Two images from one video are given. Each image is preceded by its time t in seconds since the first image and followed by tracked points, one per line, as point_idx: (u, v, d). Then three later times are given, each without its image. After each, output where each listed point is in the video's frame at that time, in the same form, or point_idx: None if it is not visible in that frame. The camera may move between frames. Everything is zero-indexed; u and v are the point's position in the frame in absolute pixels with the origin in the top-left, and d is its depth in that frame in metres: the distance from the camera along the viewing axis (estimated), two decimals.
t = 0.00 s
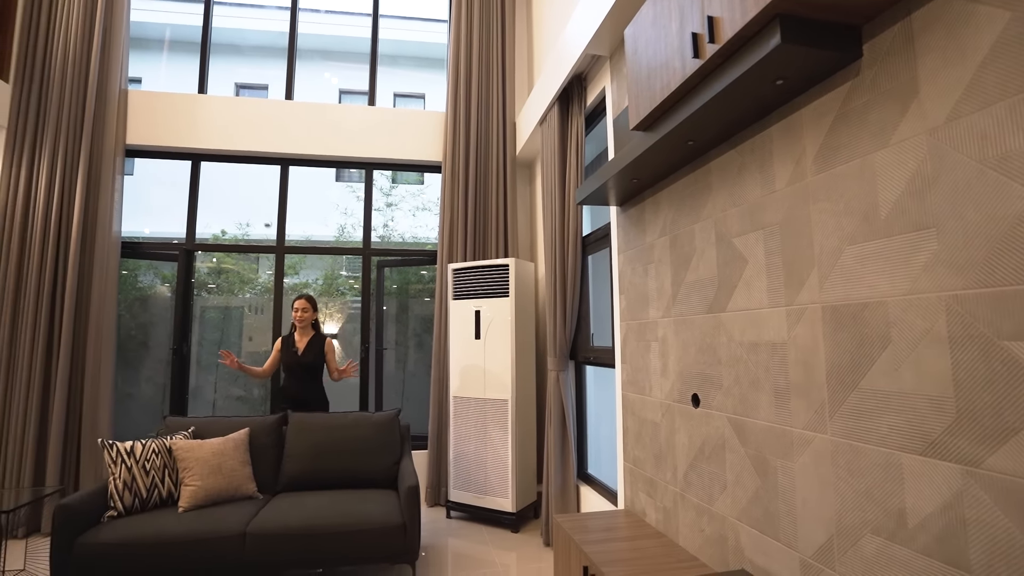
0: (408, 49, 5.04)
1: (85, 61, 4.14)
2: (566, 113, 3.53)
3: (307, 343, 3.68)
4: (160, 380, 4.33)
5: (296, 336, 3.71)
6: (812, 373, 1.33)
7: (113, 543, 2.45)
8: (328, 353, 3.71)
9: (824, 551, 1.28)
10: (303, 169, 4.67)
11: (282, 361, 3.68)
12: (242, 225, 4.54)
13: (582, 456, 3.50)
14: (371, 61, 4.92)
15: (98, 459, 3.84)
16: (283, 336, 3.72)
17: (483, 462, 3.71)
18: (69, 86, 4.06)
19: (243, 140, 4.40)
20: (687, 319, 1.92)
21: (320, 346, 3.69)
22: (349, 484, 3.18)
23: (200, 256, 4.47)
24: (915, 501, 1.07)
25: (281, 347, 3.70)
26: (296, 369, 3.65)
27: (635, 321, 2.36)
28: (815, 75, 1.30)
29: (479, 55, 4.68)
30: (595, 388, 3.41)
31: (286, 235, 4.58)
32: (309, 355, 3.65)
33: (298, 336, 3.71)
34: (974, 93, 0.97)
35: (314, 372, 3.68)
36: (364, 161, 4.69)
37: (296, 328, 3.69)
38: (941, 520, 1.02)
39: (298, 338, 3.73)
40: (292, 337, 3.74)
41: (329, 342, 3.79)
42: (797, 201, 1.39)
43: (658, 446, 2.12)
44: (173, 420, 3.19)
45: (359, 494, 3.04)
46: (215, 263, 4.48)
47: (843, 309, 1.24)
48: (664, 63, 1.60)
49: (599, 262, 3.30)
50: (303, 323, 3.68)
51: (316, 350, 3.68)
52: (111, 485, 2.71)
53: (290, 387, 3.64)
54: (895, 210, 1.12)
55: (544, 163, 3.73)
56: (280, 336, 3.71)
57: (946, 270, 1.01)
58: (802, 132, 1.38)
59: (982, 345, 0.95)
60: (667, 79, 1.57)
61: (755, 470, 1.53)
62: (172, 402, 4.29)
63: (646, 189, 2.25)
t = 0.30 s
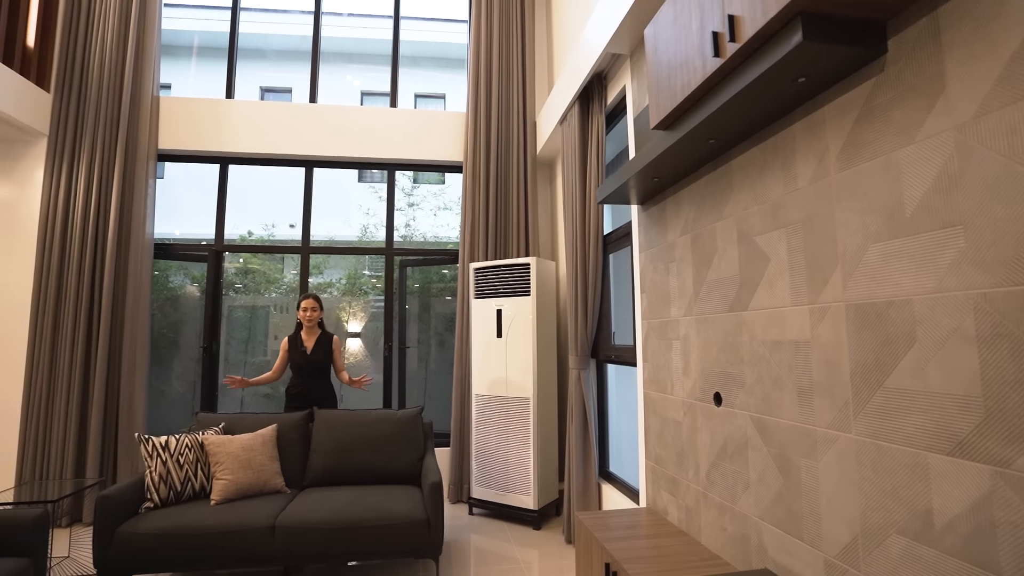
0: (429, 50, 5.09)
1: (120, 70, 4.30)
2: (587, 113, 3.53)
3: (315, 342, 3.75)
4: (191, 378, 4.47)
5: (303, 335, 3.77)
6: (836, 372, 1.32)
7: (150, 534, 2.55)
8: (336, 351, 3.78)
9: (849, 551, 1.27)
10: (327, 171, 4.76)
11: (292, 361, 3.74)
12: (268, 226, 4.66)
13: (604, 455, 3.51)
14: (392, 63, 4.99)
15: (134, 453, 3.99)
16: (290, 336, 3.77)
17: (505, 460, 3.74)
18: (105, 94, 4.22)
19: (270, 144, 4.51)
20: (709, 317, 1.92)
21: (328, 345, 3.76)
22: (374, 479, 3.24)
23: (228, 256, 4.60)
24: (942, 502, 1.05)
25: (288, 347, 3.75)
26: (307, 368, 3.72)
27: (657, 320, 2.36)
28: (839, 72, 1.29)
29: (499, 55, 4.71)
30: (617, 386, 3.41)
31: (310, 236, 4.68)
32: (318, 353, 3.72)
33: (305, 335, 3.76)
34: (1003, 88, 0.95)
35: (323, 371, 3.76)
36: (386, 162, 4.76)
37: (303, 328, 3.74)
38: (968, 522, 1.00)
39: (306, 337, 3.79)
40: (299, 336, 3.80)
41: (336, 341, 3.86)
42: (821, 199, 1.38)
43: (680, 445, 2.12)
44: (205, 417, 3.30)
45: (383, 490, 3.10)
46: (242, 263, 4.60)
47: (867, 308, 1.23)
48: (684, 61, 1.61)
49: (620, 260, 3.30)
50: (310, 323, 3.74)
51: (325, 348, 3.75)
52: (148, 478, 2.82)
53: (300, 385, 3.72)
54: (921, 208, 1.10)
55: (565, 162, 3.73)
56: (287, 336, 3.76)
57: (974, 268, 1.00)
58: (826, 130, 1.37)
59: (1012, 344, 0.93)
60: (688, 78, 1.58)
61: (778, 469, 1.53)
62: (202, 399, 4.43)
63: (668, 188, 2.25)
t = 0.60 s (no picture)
0: (448, 52, 5.14)
1: (151, 78, 4.44)
2: (606, 112, 3.53)
3: (333, 341, 3.82)
4: (219, 376, 4.61)
5: (321, 335, 3.84)
6: (859, 371, 1.31)
7: (183, 526, 2.65)
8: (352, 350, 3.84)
9: (874, 552, 1.26)
10: (349, 173, 4.85)
11: (310, 360, 3.82)
12: (292, 228, 4.77)
13: (625, 453, 3.51)
14: (413, 66, 5.06)
15: (167, 448, 4.13)
16: (308, 336, 3.85)
17: (526, 458, 3.77)
18: (137, 102, 4.37)
19: (295, 147, 4.61)
20: (730, 316, 1.91)
21: (344, 344, 3.83)
22: (397, 476, 3.30)
23: (254, 257, 4.72)
24: (969, 503, 1.04)
25: (307, 347, 3.83)
26: (326, 367, 3.79)
27: (678, 319, 2.35)
28: (861, 69, 1.28)
29: (518, 55, 4.73)
30: (638, 385, 3.40)
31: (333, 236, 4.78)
32: (335, 353, 3.79)
33: (323, 335, 3.84)
34: None
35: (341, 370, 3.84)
36: (407, 163, 4.83)
37: (321, 328, 3.81)
38: (996, 523, 0.99)
39: (324, 337, 3.86)
40: (317, 336, 3.87)
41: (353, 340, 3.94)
42: (843, 197, 1.37)
43: (702, 444, 2.11)
44: (234, 414, 3.40)
45: (407, 486, 3.16)
46: (267, 264, 4.72)
47: (891, 306, 1.22)
48: (704, 61, 1.61)
49: (641, 259, 3.29)
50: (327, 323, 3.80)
51: (342, 347, 3.83)
52: (180, 472, 2.93)
53: (320, 384, 3.80)
54: (946, 205, 1.09)
55: (584, 161, 3.74)
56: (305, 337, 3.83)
57: (1002, 266, 0.98)
58: (849, 127, 1.36)
59: None
60: (708, 78, 1.58)
61: (801, 468, 1.52)
62: (230, 396, 4.56)
63: (688, 186, 2.24)
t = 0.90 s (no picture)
0: (468, 53, 5.18)
1: (180, 86, 4.59)
2: (625, 111, 3.52)
3: (356, 341, 3.89)
4: (245, 374, 4.73)
5: (345, 334, 3.91)
6: (883, 370, 1.30)
7: (215, 520, 2.74)
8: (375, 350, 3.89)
9: (899, 553, 1.25)
10: (371, 175, 4.93)
11: (334, 359, 3.90)
12: (315, 229, 4.87)
13: (646, 453, 3.50)
14: (433, 68, 5.12)
15: (197, 444, 4.27)
16: (333, 335, 3.93)
17: (546, 457, 3.79)
18: (167, 108, 4.52)
19: (318, 150, 4.71)
20: (752, 316, 1.90)
21: (367, 344, 3.90)
22: (420, 473, 3.36)
23: (279, 258, 4.83)
24: (997, 505, 1.03)
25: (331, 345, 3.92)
26: (350, 366, 3.87)
27: (699, 318, 2.35)
28: (884, 67, 1.27)
29: (537, 55, 4.75)
30: (658, 384, 3.39)
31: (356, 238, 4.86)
32: (358, 352, 3.86)
33: (346, 335, 3.91)
34: None
35: (364, 369, 3.91)
36: (428, 165, 4.89)
37: (345, 327, 3.89)
38: None
39: (348, 336, 3.94)
40: (342, 335, 3.95)
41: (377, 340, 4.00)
42: (866, 196, 1.36)
43: (723, 443, 2.11)
44: (261, 411, 3.50)
45: (429, 483, 3.21)
46: (291, 265, 4.83)
47: (916, 306, 1.21)
48: (724, 60, 1.61)
49: (661, 258, 3.28)
50: (351, 322, 3.88)
51: (365, 346, 3.89)
52: (211, 468, 3.02)
53: (344, 382, 3.87)
54: (972, 203, 1.08)
55: (604, 161, 3.74)
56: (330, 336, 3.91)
57: None
58: (872, 125, 1.35)
59: None
60: (728, 77, 1.58)
61: (824, 469, 1.51)
62: (256, 394, 4.68)
63: (709, 185, 2.23)
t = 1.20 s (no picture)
0: (486, 54, 5.22)
1: (206, 92, 4.71)
2: (644, 110, 3.51)
3: (378, 341, 3.95)
4: (269, 373, 4.84)
5: (368, 334, 3.98)
6: (908, 370, 1.29)
7: (242, 514, 2.82)
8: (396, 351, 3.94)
9: (924, 555, 1.24)
10: (391, 176, 5.00)
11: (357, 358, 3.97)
12: (336, 230, 4.96)
13: (666, 452, 3.49)
14: (451, 70, 5.16)
15: (223, 441, 4.38)
16: (356, 335, 4.00)
17: (565, 456, 3.80)
18: (193, 114, 4.65)
19: (339, 152, 4.79)
20: (773, 315, 1.89)
21: (388, 344, 3.95)
22: (441, 471, 3.40)
23: (302, 259, 4.93)
24: None
25: (355, 346, 3.99)
26: (371, 365, 3.94)
27: (719, 318, 2.33)
28: (907, 64, 1.25)
29: (555, 55, 4.76)
30: (678, 383, 3.38)
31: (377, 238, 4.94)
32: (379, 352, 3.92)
33: (369, 335, 3.98)
34: None
35: (386, 369, 3.97)
36: (447, 166, 4.94)
37: (368, 327, 3.95)
38: None
39: (370, 336, 4.00)
40: (365, 335, 4.01)
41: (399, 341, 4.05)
42: (890, 194, 1.34)
43: (744, 443, 2.10)
44: (286, 410, 3.57)
45: (450, 481, 3.25)
46: (312, 266, 4.92)
47: (941, 305, 1.20)
48: (744, 60, 1.60)
49: (680, 257, 3.27)
50: (373, 322, 3.94)
51: (387, 347, 3.95)
52: (238, 464, 3.11)
53: (366, 381, 3.94)
54: (999, 201, 1.07)
55: (622, 160, 3.73)
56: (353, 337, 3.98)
57: None
58: (895, 123, 1.33)
59: None
60: (748, 77, 1.57)
61: (847, 469, 1.50)
62: (280, 392, 4.79)
63: (729, 184, 2.22)
